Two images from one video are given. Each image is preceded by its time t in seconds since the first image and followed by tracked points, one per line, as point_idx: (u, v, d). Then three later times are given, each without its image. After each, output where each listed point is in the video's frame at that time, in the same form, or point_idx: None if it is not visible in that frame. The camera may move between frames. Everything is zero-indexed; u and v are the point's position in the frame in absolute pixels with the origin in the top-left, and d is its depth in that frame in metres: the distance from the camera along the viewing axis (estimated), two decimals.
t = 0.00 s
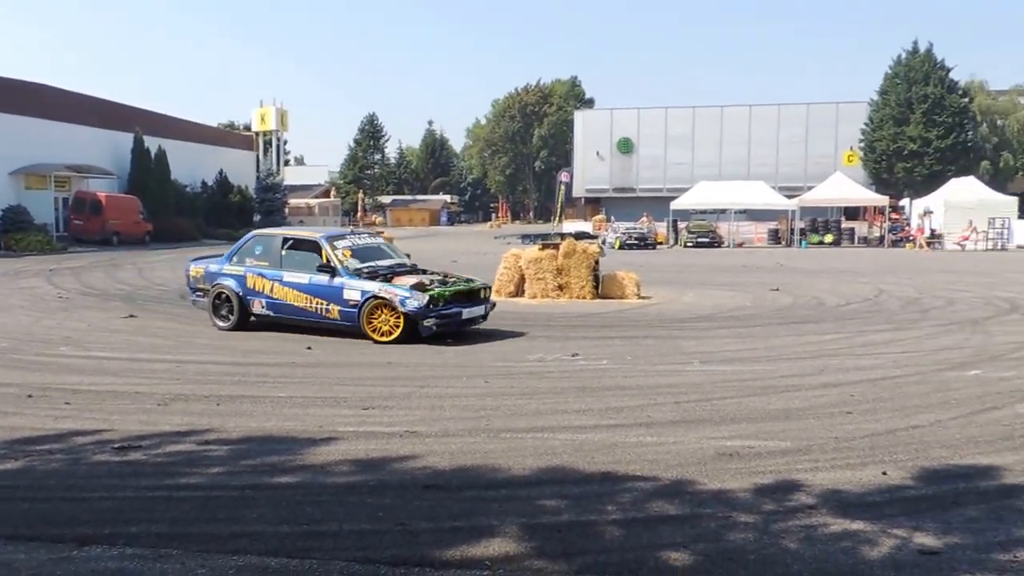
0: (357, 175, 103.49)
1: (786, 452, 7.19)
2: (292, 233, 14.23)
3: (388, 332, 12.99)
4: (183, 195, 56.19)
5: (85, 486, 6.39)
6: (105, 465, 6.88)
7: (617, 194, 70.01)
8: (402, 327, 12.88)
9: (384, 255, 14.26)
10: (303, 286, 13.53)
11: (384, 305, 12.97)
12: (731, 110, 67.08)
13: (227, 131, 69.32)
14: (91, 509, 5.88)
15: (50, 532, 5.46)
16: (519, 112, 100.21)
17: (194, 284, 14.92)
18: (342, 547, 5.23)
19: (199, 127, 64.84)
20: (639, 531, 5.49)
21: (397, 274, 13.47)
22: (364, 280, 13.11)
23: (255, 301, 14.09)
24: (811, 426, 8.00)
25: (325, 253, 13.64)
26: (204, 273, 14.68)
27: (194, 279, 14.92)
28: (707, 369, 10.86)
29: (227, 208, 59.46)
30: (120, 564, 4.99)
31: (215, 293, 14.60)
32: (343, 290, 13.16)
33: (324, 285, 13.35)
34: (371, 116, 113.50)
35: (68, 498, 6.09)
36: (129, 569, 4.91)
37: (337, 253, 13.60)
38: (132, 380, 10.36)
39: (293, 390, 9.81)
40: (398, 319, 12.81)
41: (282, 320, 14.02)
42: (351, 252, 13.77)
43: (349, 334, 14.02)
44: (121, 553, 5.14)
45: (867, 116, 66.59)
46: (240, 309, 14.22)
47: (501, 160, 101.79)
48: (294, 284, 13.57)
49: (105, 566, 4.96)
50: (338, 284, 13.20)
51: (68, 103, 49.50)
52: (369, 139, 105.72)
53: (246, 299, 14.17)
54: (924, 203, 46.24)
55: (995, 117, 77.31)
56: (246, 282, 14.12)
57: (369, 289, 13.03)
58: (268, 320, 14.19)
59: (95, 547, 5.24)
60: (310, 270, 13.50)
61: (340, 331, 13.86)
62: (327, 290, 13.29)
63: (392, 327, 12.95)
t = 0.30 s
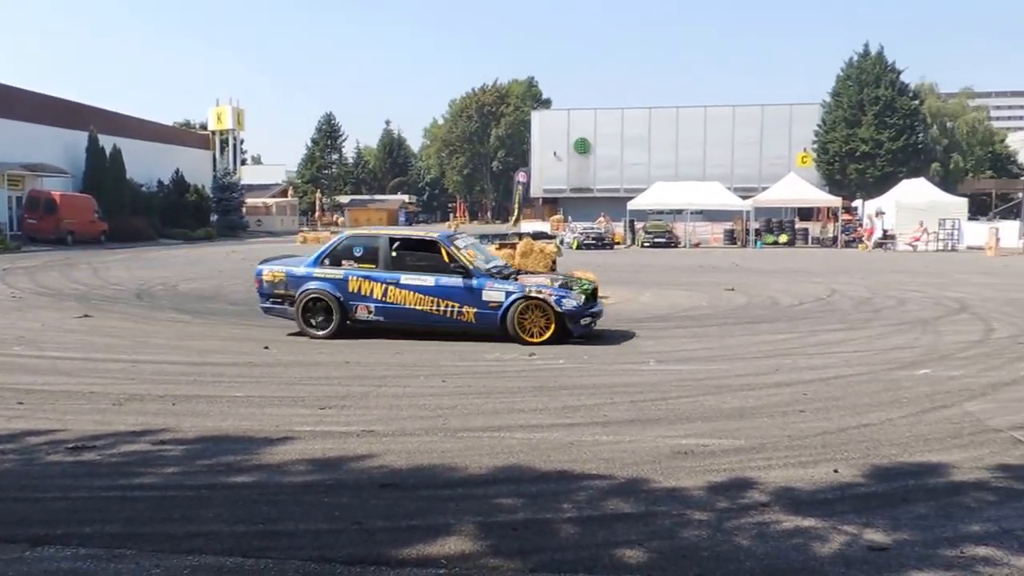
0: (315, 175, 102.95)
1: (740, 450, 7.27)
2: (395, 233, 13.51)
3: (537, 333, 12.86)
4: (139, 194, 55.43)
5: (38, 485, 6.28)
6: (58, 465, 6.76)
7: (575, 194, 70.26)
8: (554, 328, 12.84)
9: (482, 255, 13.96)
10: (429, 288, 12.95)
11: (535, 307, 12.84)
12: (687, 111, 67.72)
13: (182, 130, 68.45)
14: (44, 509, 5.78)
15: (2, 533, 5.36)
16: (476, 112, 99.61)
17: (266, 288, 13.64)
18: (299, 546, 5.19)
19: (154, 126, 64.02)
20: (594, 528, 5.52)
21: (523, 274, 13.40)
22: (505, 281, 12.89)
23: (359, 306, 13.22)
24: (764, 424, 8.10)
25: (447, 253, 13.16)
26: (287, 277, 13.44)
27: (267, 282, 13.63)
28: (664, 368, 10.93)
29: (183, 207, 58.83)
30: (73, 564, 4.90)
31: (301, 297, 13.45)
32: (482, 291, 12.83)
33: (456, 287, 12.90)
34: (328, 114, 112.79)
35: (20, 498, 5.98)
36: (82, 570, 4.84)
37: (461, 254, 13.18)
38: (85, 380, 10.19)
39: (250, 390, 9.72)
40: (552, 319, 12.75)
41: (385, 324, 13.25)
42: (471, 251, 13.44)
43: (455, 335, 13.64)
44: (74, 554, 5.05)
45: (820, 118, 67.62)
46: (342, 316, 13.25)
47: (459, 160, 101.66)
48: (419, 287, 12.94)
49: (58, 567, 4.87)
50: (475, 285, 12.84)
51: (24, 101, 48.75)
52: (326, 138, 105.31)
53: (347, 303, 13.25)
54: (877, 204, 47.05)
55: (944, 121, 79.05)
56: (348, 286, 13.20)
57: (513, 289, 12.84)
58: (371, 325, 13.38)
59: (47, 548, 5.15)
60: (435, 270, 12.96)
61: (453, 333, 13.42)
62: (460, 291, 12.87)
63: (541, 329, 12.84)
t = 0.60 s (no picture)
0: (283, 174, 102.31)
1: (704, 448, 7.34)
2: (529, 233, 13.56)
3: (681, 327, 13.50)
4: (105, 193, 54.87)
5: (2, 486, 6.21)
6: (23, 465, 6.69)
7: (544, 195, 70.36)
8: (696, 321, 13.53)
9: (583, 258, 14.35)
10: (582, 287, 13.19)
11: (680, 302, 13.48)
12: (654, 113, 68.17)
13: (150, 128, 67.89)
14: (9, 509, 5.72)
15: None
16: (444, 112, 100.09)
17: (399, 291, 13.15)
18: (266, 546, 5.18)
19: (122, 124, 63.47)
20: (560, 526, 5.56)
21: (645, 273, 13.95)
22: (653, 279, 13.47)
23: (504, 307, 13.17)
24: (730, 423, 8.19)
25: (587, 251, 13.42)
26: (427, 278, 13.08)
27: (400, 284, 13.15)
28: (631, 367, 11.02)
29: (151, 207, 58.27)
30: (37, 565, 4.86)
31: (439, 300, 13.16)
32: (630, 288, 13.31)
33: (605, 284, 13.27)
34: (295, 113, 112.22)
35: None
36: (47, 569, 4.80)
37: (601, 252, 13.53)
38: (51, 380, 10.07)
39: (218, 390, 9.66)
40: (701, 314, 13.38)
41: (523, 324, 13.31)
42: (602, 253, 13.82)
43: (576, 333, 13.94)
44: (39, 554, 5.01)
45: (784, 120, 68.29)
46: (488, 317, 13.16)
47: (428, 160, 101.49)
48: (571, 286, 13.16)
49: (24, 567, 4.82)
50: (624, 282, 13.30)
51: None
52: (294, 138, 104.66)
53: (493, 303, 13.16)
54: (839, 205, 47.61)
55: (906, 123, 80.16)
56: (495, 286, 13.11)
57: (656, 286, 13.45)
58: (513, 325, 13.37)
59: (12, 548, 5.10)
60: (584, 269, 13.23)
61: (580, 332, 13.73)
62: (611, 289, 13.26)
63: (686, 322, 13.48)
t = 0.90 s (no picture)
0: (268, 173, 102.17)
1: (688, 447, 7.39)
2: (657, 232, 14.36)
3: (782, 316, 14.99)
4: (86, 191, 54.59)
5: None
6: (3, 466, 6.67)
7: (529, 194, 70.42)
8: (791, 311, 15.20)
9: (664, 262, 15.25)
10: (712, 281, 14.30)
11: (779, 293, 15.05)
12: (639, 114, 68.29)
13: (132, 126, 67.51)
14: None
15: None
16: (430, 111, 99.99)
17: (559, 290, 13.19)
18: (248, 545, 5.19)
19: (104, 122, 63.11)
20: (544, 525, 5.59)
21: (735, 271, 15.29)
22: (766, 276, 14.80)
23: (650, 301, 13.83)
24: (713, 421, 8.24)
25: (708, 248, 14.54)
26: (588, 276, 13.30)
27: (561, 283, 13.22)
28: (615, 366, 11.06)
29: (133, 205, 57.96)
30: (15, 568, 4.84)
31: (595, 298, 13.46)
32: (748, 280, 14.60)
33: (729, 278, 14.47)
34: (280, 112, 112.01)
35: None
36: (27, 571, 4.80)
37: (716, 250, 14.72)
38: (28, 380, 10.00)
39: (200, 390, 9.62)
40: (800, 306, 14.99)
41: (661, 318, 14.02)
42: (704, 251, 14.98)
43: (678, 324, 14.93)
44: (18, 556, 5.00)
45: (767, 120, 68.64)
46: (639, 311, 13.74)
47: (413, 159, 101.34)
48: (705, 280, 14.20)
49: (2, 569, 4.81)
50: (743, 276, 14.59)
51: None
52: (279, 137, 104.24)
53: (642, 298, 13.76)
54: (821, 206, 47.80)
55: (887, 124, 80.67)
56: (644, 281, 13.74)
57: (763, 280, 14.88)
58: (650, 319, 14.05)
59: None
60: (712, 264, 14.35)
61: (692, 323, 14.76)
62: (734, 282, 14.49)
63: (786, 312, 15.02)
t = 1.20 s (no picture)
0: (264, 172, 102.29)
1: (684, 446, 7.45)
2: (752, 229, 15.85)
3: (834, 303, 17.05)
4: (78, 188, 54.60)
5: None
6: None
7: (527, 194, 70.38)
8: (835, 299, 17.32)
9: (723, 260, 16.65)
10: (799, 274, 16.00)
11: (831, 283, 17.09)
12: (637, 114, 68.49)
13: (125, 124, 67.42)
14: None
15: None
16: (428, 110, 99.84)
17: (703, 285, 14.38)
18: (243, 546, 5.25)
19: (95, 119, 63.03)
20: (540, 524, 5.65)
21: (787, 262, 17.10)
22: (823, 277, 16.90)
23: (759, 293, 15.32)
24: (708, 420, 8.31)
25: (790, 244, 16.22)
26: (720, 271, 14.62)
27: (702, 278, 14.43)
28: (611, 366, 11.12)
29: (126, 203, 57.94)
30: (5, 571, 4.87)
31: (726, 292, 14.80)
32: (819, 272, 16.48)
33: (807, 271, 16.26)
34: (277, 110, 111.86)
35: None
36: (17, 573, 4.84)
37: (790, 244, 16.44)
38: (20, 380, 10.05)
39: (195, 390, 9.68)
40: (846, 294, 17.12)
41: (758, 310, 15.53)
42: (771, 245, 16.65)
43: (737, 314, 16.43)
44: (10, 558, 5.03)
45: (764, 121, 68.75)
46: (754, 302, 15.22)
47: (411, 158, 101.24)
48: (795, 273, 15.90)
49: None
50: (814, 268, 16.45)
51: None
52: (275, 135, 104.17)
53: (755, 289, 15.24)
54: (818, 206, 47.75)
55: (882, 126, 80.82)
56: (758, 275, 15.23)
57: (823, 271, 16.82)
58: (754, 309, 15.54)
59: None
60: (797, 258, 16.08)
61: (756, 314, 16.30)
62: (810, 274, 16.30)
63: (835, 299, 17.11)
